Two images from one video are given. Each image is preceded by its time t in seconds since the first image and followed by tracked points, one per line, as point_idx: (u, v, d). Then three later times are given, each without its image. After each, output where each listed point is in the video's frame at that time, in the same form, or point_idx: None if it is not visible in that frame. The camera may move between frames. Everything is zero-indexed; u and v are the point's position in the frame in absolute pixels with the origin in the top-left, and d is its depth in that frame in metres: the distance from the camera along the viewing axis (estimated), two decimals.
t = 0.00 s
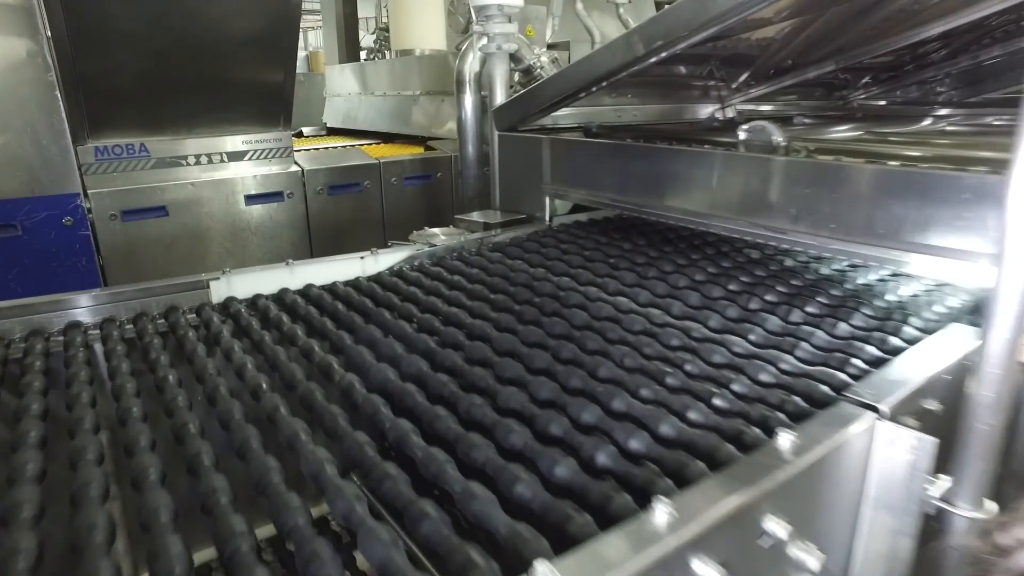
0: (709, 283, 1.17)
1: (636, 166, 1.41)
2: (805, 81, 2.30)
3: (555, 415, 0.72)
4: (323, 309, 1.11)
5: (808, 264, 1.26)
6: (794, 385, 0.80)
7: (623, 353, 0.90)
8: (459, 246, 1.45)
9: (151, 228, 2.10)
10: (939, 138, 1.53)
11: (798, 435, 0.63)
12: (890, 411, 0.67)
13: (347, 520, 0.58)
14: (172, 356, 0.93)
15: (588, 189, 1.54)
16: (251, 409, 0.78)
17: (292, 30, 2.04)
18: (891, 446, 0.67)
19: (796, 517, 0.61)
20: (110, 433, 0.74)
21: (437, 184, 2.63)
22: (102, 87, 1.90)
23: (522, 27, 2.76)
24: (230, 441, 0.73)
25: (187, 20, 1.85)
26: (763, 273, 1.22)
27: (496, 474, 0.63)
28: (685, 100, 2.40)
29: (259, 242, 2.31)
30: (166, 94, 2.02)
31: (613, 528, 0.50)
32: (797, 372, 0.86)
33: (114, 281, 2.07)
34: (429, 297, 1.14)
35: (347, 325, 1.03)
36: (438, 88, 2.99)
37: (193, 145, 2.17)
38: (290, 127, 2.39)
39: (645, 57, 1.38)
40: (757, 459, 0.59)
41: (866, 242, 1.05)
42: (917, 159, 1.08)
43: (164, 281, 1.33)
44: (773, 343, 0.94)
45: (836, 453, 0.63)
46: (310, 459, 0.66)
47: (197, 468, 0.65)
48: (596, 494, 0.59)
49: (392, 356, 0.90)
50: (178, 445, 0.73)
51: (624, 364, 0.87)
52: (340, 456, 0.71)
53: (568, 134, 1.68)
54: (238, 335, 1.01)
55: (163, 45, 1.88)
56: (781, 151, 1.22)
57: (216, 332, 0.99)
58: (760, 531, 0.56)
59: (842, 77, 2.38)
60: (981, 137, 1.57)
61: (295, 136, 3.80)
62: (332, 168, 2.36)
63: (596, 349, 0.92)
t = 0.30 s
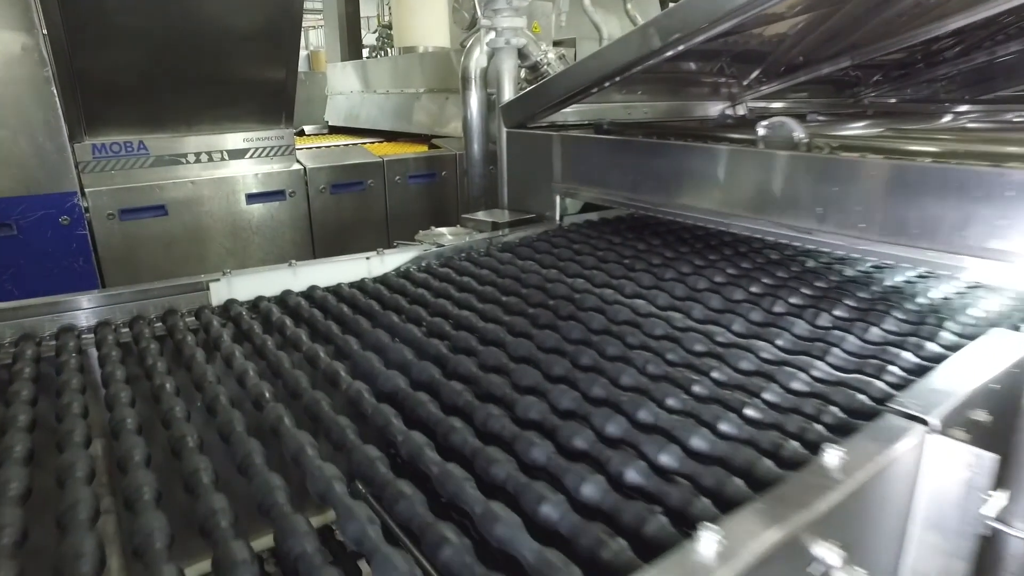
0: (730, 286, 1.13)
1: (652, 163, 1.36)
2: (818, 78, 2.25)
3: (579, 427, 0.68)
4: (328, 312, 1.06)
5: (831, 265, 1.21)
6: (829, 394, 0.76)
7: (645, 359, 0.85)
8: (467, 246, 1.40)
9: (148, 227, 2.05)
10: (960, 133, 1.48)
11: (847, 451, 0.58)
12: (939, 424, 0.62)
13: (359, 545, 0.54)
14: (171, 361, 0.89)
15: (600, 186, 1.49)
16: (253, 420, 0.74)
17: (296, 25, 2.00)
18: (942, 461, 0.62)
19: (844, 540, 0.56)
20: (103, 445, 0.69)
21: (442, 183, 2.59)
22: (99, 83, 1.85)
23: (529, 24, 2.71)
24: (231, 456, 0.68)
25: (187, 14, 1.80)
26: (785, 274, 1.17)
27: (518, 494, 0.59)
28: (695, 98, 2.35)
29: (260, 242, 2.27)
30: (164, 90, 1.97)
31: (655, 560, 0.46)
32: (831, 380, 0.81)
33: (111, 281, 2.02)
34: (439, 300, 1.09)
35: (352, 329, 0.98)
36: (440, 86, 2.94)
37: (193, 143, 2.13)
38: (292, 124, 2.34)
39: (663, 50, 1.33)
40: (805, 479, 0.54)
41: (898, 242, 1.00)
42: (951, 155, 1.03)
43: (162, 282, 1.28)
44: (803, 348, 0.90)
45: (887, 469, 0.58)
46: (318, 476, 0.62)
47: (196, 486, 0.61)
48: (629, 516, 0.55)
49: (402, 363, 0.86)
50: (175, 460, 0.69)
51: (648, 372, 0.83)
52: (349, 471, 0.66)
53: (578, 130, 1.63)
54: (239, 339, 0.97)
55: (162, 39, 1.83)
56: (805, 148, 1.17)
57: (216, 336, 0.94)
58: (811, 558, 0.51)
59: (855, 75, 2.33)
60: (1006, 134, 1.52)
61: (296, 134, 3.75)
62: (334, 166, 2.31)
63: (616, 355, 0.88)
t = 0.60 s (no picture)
0: (746, 285, 1.09)
1: (663, 159, 1.33)
2: (828, 74, 2.21)
3: (598, 433, 0.65)
4: (332, 311, 1.02)
5: (849, 263, 1.17)
6: (859, 397, 0.72)
7: (664, 360, 0.82)
8: (474, 244, 1.36)
9: (147, 225, 2.01)
10: (980, 127, 1.44)
11: (889, 459, 0.55)
12: (981, 430, 0.59)
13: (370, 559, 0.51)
14: (169, 363, 0.85)
15: (609, 183, 1.46)
16: (255, 425, 0.70)
17: (298, 20, 1.97)
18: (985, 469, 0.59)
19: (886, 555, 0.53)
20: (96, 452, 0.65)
21: (445, 181, 2.55)
22: (96, 79, 1.82)
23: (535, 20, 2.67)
24: (232, 462, 0.65)
25: (188, 8, 1.77)
26: (803, 273, 1.14)
27: (537, 505, 0.55)
28: (702, 95, 2.31)
29: (260, 240, 2.23)
30: (164, 86, 1.94)
31: None
32: (859, 382, 0.77)
33: (109, 280, 1.99)
34: (446, 299, 1.06)
35: (357, 329, 0.95)
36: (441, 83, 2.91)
37: (192, 140, 2.09)
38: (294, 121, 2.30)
39: (676, 43, 1.29)
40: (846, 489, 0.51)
41: (926, 240, 0.96)
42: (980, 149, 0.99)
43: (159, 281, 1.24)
44: (827, 350, 0.86)
45: (929, 479, 0.55)
46: (324, 485, 0.58)
47: (196, 496, 0.58)
48: (656, 528, 0.52)
49: (410, 365, 0.82)
50: (173, 466, 0.65)
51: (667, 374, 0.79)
52: (357, 480, 0.63)
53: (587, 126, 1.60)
54: (240, 339, 0.93)
55: (162, 34, 1.80)
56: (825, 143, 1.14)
57: (216, 336, 0.91)
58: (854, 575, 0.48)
59: (865, 72, 2.29)
60: None
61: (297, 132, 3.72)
62: (336, 163, 2.27)
63: (633, 356, 0.85)
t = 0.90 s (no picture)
0: (765, 282, 1.05)
1: (675, 152, 1.29)
2: (838, 70, 2.17)
3: (620, 436, 0.61)
4: (335, 308, 0.99)
5: (869, 259, 1.13)
6: (893, 399, 0.69)
7: (684, 359, 0.78)
8: (480, 241, 1.32)
9: (144, 222, 1.97)
10: (1000, 119, 1.40)
11: (936, 465, 0.51)
12: None
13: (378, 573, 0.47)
14: (164, 362, 0.82)
15: (619, 178, 1.42)
16: (255, 427, 0.67)
17: (299, 13, 1.93)
18: None
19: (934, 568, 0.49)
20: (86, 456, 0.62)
21: (448, 178, 2.51)
22: (93, 71, 1.78)
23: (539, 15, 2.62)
24: (230, 467, 0.61)
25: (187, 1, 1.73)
26: (822, 269, 1.10)
27: (558, 515, 0.52)
28: (709, 90, 2.27)
29: (260, 237, 2.19)
30: (162, 80, 1.90)
31: None
32: (890, 383, 0.73)
33: (105, 277, 1.95)
34: (453, 296, 1.02)
35: (361, 327, 0.91)
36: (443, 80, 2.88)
37: (191, 135, 2.06)
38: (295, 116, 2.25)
39: (690, 33, 1.25)
40: (895, 496, 0.47)
41: (955, 235, 0.93)
42: (1010, 140, 0.95)
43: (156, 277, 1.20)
44: (852, 348, 0.82)
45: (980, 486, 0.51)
46: (329, 492, 0.55)
47: (192, 504, 0.54)
48: (686, 538, 0.49)
49: (417, 364, 0.79)
50: (167, 472, 0.62)
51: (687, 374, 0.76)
52: (363, 486, 0.59)
53: (596, 119, 1.56)
54: (240, 337, 0.89)
55: (161, 26, 1.76)
56: (845, 135, 1.10)
57: (215, 334, 0.87)
58: None
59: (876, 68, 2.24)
60: None
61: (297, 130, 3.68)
62: (337, 159, 2.24)
63: (651, 355, 0.81)
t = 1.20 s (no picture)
0: (774, 279, 1.03)
1: (680, 148, 1.27)
2: (842, 67, 2.15)
3: (629, 436, 0.59)
4: (334, 306, 0.97)
5: (878, 256, 1.11)
6: (910, 399, 0.67)
7: (693, 357, 0.76)
8: (482, 239, 1.30)
9: (142, 221, 1.95)
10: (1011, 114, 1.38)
11: (962, 466, 0.49)
12: None
13: None
14: (159, 361, 0.80)
15: (623, 175, 1.40)
16: (253, 427, 0.65)
17: (298, 8, 1.90)
18: None
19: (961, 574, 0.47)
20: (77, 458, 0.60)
21: (449, 176, 2.49)
22: (91, 68, 1.75)
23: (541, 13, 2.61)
24: (226, 469, 0.59)
25: None
26: (831, 267, 1.08)
27: (568, 518, 0.50)
28: (712, 87, 2.25)
29: (258, 236, 2.17)
30: (160, 76, 1.88)
31: None
32: (905, 382, 0.72)
33: (102, 276, 1.93)
34: (456, 293, 1.00)
35: (362, 325, 0.89)
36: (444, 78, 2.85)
37: (189, 133, 2.04)
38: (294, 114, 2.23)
39: (696, 27, 1.23)
40: (921, 498, 0.45)
41: (971, 231, 0.91)
42: None
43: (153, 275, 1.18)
44: (865, 346, 0.80)
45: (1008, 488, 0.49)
46: (328, 496, 0.53)
47: (187, 508, 0.52)
48: (701, 544, 0.47)
49: (420, 363, 0.77)
50: (161, 474, 0.60)
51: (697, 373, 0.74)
52: (364, 489, 0.57)
53: (599, 116, 1.54)
54: (237, 336, 0.87)
55: (159, 20, 1.74)
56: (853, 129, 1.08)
57: (212, 332, 0.85)
58: None
59: (880, 65, 2.22)
60: None
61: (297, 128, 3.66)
62: (337, 157, 2.22)
63: (659, 353, 0.79)
